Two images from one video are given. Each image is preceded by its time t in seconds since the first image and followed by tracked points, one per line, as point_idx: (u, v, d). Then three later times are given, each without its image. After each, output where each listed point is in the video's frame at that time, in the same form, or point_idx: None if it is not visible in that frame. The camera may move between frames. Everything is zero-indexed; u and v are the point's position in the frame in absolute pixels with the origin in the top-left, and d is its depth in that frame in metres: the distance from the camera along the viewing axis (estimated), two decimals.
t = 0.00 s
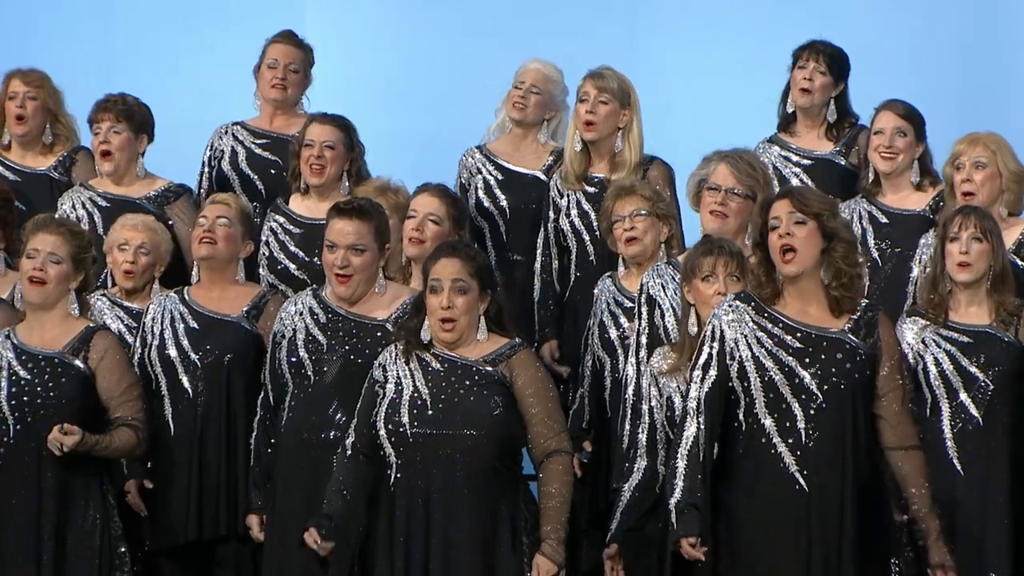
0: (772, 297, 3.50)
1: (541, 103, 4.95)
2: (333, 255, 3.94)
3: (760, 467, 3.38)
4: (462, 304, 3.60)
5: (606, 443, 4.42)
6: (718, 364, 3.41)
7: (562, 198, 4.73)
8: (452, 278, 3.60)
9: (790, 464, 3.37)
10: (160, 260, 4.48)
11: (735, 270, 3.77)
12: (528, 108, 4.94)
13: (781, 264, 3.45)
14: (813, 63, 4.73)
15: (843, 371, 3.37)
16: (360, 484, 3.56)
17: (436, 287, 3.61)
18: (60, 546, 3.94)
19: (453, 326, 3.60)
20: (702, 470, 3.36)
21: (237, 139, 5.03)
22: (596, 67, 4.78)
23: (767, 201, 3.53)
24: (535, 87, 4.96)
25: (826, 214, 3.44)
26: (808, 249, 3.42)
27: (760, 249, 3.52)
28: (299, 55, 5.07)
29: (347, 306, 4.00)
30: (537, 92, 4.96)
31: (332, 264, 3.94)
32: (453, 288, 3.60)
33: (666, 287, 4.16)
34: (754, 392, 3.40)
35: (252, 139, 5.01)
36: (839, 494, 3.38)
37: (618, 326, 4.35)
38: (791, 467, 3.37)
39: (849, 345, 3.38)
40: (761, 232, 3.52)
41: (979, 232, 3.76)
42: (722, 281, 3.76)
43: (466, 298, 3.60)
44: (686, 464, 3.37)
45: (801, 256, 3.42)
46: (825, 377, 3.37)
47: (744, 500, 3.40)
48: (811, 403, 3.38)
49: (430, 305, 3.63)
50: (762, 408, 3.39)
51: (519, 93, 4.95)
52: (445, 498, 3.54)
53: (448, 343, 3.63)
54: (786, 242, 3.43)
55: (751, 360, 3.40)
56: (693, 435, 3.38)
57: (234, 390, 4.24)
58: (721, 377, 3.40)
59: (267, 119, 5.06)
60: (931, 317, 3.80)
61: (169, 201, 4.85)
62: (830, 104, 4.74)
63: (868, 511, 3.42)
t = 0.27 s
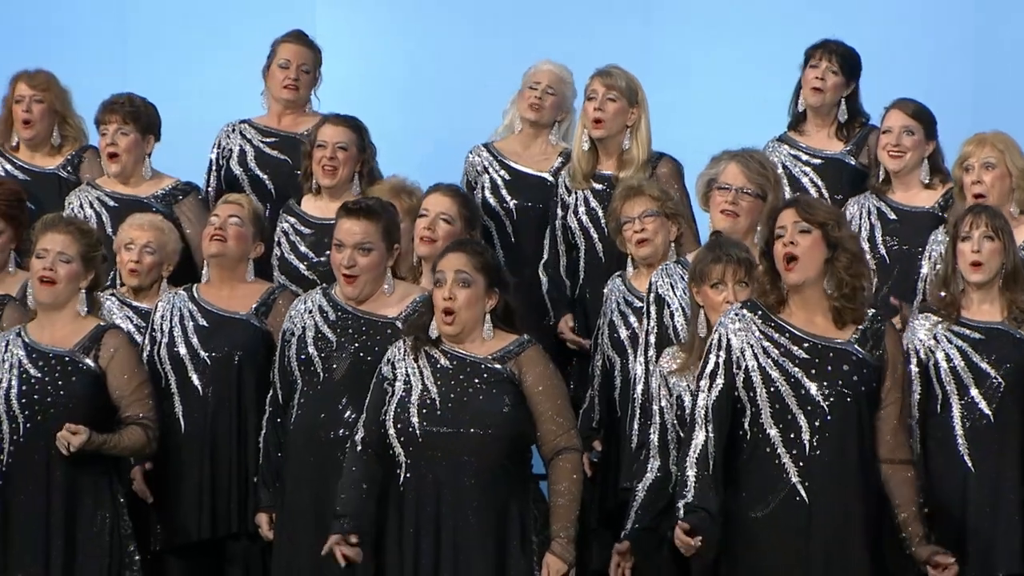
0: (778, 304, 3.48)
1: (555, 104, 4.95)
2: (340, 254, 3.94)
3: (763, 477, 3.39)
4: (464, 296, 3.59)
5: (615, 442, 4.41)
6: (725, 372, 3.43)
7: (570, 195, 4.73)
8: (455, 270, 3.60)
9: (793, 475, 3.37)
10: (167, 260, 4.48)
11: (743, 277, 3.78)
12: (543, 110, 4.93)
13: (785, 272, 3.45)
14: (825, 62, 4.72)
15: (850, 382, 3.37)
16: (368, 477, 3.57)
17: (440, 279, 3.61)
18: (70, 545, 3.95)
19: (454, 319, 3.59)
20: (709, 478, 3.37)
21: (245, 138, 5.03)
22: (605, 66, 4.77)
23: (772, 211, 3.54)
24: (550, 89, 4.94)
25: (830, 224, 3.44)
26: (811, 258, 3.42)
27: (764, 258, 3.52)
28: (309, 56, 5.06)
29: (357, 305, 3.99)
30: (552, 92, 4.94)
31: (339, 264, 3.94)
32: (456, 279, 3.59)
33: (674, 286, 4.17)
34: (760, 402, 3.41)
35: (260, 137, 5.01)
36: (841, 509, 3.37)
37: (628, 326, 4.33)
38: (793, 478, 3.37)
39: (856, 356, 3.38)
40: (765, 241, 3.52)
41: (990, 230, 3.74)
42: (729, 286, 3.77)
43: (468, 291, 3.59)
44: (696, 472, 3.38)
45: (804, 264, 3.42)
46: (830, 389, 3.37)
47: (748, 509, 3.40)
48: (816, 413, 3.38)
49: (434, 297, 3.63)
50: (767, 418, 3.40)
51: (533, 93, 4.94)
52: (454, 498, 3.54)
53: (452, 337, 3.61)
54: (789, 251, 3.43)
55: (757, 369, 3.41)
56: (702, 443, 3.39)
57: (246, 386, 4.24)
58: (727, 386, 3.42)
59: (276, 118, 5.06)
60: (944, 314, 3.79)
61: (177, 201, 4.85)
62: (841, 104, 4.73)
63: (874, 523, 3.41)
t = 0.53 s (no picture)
0: (785, 303, 3.48)
1: (558, 104, 4.93)
2: (348, 252, 3.94)
3: (769, 475, 3.39)
4: (469, 295, 3.59)
5: (624, 442, 4.41)
6: (732, 368, 3.42)
7: (580, 196, 4.72)
8: (460, 268, 3.60)
9: (797, 472, 3.37)
10: (173, 259, 4.48)
11: (752, 276, 3.77)
12: (545, 111, 4.92)
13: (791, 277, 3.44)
14: (839, 64, 4.68)
15: (855, 381, 3.37)
16: (379, 477, 3.57)
17: (446, 278, 3.62)
18: (79, 544, 3.94)
19: (459, 317, 3.59)
20: (718, 475, 3.36)
21: (253, 138, 5.02)
22: (610, 65, 4.76)
23: (779, 212, 3.50)
24: (553, 90, 4.93)
25: (836, 228, 3.42)
26: (817, 265, 3.41)
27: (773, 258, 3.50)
28: (314, 57, 5.06)
29: (366, 305, 3.98)
30: (554, 92, 4.93)
31: (347, 262, 3.94)
32: (461, 279, 3.59)
33: (683, 285, 4.17)
34: (765, 399, 3.40)
35: (269, 139, 5.00)
36: (847, 509, 3.37)
37: (636, 325, 4.33)
38: (797, 474, 3.38)
39: (863, 354, 3.37)
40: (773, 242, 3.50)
41: (1002, 228, 3.72)
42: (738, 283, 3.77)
43: (473, 290, 3.59)
44: (705, 469, 3.37)
45: (810, 271, 3.41)
46: (836, 386, 3.37)
47: (755, 508, 3.40)
48: (820, 410, 3.38)
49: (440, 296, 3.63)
50: (771, 414, 3.40)
51: (536, 94, 4.93)
52: (463, 497, 3.53)
53: (458, 335, 3.61)
54: (796, 259, 3.42)
55: (762, 364, 3.41)
56: (711, 441, 3.39)
57: (256, 385, 4.25)
58: (733, 382, 3.41)
59: (283, 118, 5.05)
60: (955, 313, 3.77)
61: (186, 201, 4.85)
62: (851, 104, 4.71)
63: (882, 524, 3.40)
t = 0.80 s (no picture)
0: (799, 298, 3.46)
1: (565, 103, 4.91)
2: (360, 249, 3.93)
3: (782, 469, 3.38)
4: (480, 295, 3.58)
5: (636, 442, 4.40)
6: (745, 364, 3.41)
7: (594, 195, 4.70)
8: (471, 269, 3.59)
9: (808, 466, 3.36)
10: (183, 257, 4.48)
11: (766, 277, 3.74)
12: (552, 111, 4.90)
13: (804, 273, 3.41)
14: (852, 63, 4.66)
15: (867, 375, 3.35)
16: (392, 480, 3.57)
17: (457, 278, 3.60)
18: (94, 542, 3.94)
19: (469, 315, 3.58)
20: (730, 470, 3.36)
21: (264, 139, 5.02)
22: (620, 64, 4.75)
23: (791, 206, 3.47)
24: (559, 89, 4.91)
25: (848, 224, 3.39)
26: (829, 261, 3.38)
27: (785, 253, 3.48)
28: (324, 58, 5.05)
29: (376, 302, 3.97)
30: (561, 91, 4.91)
31: (360, 259, 3.93)
32: (471, 279, 3.58)
33: (695, 285, 4.16)
34: (777, 394, 3.39)
35: (280, 139, 5.00)
36: (859, 504, 3.36)
37: (647, 324, 4.33)
38: (808, 467, 3.37)
39: (875, 348, 3.35)
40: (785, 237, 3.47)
41: (1017, 227, 3.65)
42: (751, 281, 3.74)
43: (484, 290, 3.58)
44: (719, 464, 3.36)
45: (822, 266, 3.38)
46: (847, 380, 3.36)
47: (767, 504, 3.39)
48: (832, 404, 3.36)
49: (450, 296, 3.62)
50: (783, 409, 3.39)
51: (542, 94, 4.92)
52: (475, 494, 3.53)
53: (468, 334, 3.60)
54: (807, 255, 3.39)
55: (774, 358, 3.39)
56: (725, 436, 3.38)
57: (268, 386, 4.24)
58: (746, 377, 3.40)
59: (294, 119, 5.05)
60: (971, 312, 3.69)
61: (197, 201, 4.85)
62: (863, 104, 4.69)
63: (896, 524, 3.39)
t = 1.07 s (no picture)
0: (819, 298, 3.46)
1: (582, 104, 4.90)
2: (376, 249, 3.94)
3: (802, 468, 3.37)
4: (493, 296, 3.57)
5: (650, 441, 4.39)
6: (765, 363, 3.41)
7: (609, 195, 4.71)
8: (484, 270, 3.58)
9: (828, 464, 3.35)
10: (196, 256, 4.48)
11: (785, 277, 3.72)
12: (571, 111, 4.89)
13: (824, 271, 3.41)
14: (865, 62, 4.65)
15: (887, 373, 3.34)
16: (405, 478, 3.57)
17: (469, 279, 3.60)
18: (110, 540, 3.95)
19: (483, 315, 3.57)
20: (753, 464, 3.36)
21: (276, 139, 5.02)
22: (631, 64, 4.74)
23: (812, 206, 3.47)
24: (576, 90, 4.90)
25: (869, 223, 3.39)
26: (849, 259, 3.38)
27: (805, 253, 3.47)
28: (335, 57, 5.05)
29: (391, 301, 3.98)
30: (578, 92, 4.90)
31: (375, 258, 3.94)
32: (485, 280, 3.58)
33: (709, 284, 4.15)
34: (797, 392, 3.39)
35: (292, 140, 5.00)
36: (878, 500, 3.36)
37: (662, 324, 4.32)
38: (828, 467, 3.36)
39: (895, 347, 3.35)
40: (806, 237, 3.47)
41: None
42: (767, 278, 3.73)
43: (498, 291, 3.57)
44: (741, 461, 3.37)
45: (842, 264, 3.38)
46: (868, 379, 3.35)
47: (787, 503, 3.38)
48: (853, 403, 3.35)
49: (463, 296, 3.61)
50: (804, 408, 3.38)
51: (559, 95, 4.89)
52: (488, 495, 3.53)
53: (481, 334, 3.60)
54: (828, 253, 3.39)
55: (794, 357, 3.39)
56: (746, 436, 3.38)
57: (283, 387, 4.24)
58: (766, 375, 3.40)
59: (306, 119, 5.05)
60: (985, 311, 3.66)
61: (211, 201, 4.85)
62: (877, 103, 4.68)
63: (914, 524, 3.38)
